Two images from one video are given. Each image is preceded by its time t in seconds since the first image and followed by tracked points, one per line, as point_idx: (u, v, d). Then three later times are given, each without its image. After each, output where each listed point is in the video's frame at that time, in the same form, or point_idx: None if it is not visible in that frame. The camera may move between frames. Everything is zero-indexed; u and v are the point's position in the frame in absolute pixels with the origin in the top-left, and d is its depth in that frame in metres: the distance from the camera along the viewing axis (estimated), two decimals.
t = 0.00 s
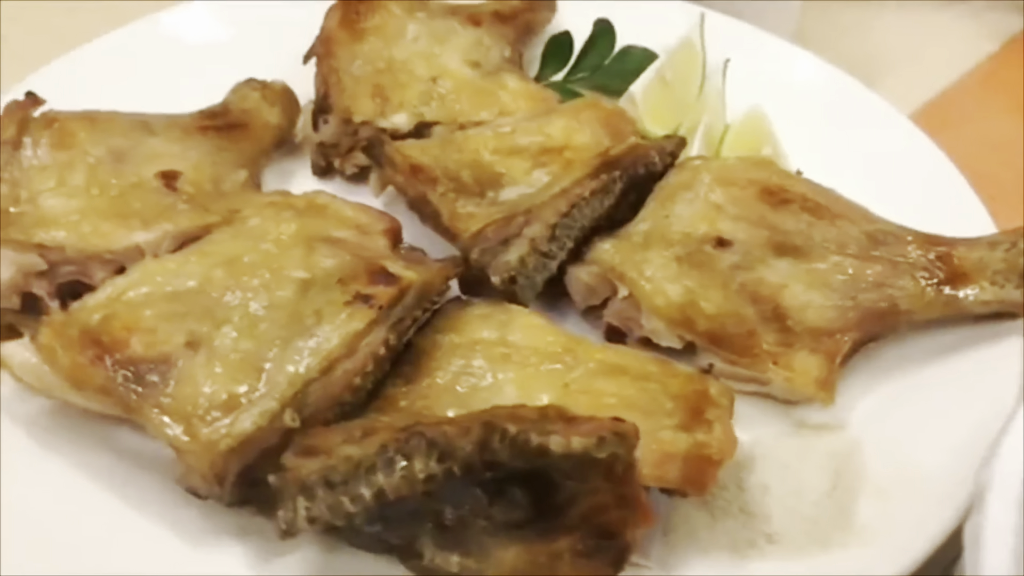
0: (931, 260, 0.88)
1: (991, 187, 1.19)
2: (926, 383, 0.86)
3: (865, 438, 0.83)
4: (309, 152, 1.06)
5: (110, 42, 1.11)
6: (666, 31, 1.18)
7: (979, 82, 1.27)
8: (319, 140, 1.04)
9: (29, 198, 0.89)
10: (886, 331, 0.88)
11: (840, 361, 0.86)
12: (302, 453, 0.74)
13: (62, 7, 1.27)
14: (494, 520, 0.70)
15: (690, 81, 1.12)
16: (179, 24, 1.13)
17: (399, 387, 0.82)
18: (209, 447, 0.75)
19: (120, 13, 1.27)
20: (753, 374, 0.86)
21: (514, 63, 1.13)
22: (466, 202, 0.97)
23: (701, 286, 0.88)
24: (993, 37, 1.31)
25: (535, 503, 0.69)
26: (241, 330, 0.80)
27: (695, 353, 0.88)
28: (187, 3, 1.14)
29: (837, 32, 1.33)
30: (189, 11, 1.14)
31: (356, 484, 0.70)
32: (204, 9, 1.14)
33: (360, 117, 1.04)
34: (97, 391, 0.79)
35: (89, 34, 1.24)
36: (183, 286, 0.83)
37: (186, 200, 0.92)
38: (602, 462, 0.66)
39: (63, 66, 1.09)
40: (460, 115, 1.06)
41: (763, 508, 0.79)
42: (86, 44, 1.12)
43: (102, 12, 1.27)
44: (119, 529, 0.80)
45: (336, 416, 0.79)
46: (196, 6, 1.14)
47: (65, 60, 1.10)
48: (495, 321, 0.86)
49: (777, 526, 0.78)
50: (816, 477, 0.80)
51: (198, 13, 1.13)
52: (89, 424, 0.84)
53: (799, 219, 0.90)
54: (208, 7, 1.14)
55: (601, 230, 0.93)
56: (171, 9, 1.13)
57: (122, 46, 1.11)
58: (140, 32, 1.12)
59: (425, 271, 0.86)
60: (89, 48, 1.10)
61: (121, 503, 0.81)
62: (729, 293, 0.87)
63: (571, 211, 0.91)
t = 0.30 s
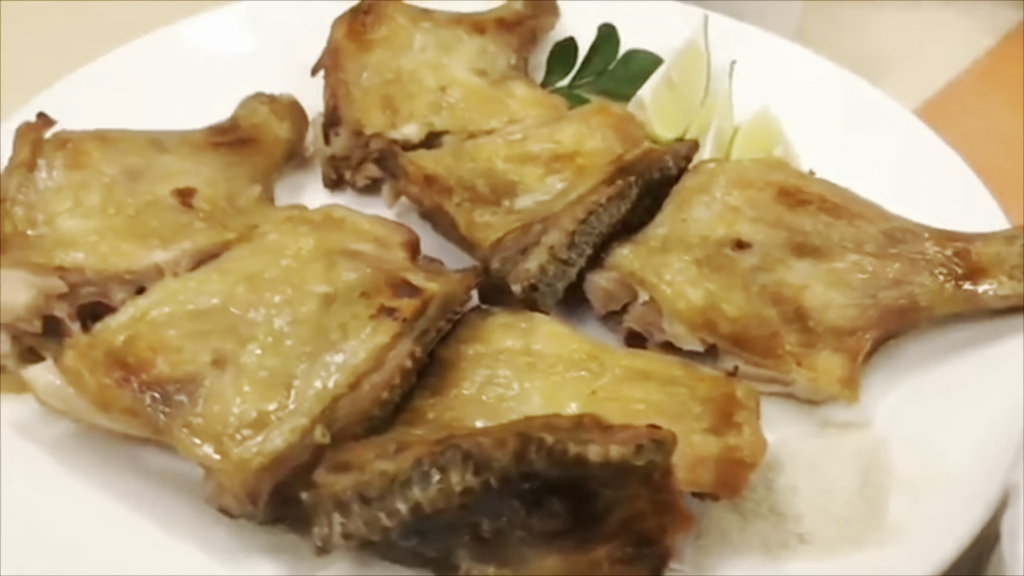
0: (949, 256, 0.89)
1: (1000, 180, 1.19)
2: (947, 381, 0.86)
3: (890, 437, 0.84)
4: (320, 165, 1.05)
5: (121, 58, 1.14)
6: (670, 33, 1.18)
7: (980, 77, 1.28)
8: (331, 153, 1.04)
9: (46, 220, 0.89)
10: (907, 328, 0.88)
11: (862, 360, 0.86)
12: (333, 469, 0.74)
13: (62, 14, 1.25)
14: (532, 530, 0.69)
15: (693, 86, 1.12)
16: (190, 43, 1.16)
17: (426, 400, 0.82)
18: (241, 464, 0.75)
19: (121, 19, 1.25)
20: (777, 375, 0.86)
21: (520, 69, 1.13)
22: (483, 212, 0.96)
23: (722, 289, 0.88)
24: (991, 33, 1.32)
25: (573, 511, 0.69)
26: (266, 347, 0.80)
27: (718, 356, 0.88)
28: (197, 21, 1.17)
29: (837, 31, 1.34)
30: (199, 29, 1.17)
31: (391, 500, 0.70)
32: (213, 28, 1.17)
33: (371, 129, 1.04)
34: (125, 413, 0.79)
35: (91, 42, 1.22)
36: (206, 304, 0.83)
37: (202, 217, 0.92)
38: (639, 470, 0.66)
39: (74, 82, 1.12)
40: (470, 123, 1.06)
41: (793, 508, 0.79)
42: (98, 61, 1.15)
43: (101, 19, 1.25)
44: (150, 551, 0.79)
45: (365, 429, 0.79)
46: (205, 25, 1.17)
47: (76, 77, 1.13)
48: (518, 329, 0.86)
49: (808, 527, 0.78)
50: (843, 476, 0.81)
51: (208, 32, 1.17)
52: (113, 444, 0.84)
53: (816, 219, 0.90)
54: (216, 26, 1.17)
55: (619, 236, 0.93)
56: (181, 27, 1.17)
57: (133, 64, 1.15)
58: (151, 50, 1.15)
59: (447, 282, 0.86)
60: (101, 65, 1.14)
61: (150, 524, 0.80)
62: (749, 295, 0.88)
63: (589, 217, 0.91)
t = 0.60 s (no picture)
0: (966, 247, 0.90)
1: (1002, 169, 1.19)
2: (967, 370, 0.86)
3: (915, 430, 0.84)
4: (330, 179, 1.06)
5: (124, 77, 1.12)
6: (670, 34, 1.19)
7: (978, 66, 1.28)
8: (340, 167, 1.04)
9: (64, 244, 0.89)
10: (926, 320, 0.89)
11: (884, 354, 0.87)
12: (369, 484, 0.74)
13: (64, 42, 1.25)
14: (573, 537, 0.69)
15: (697, 87, 1.13)
16: (192, 58, 1.14)
17: (455, 412, 0.82)
18: (276, 482, 0.75)
19: (123, 44, 1.26)
20: (800, 372, 0.87)
21: (524, 75, 1.13)
22: (499, 220, 0.97)
23: (742, 289, 0.89)
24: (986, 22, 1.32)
25: (616, 517, 0.69)
26: (294, 364, 0.80)
27: (742, 355, 0.88)
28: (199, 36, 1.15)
29: (833, 27, 1.35)
30: (200, 45, 1.15)
31: (432, 513, 0.70)
32: (215, 42, 1.15)
33: (381, 142, 1.04)
34: (156, 437, 0.79)
35: (95, 69, 1.23)
36: (231, 323, 0.83)
37: (220, 236, 0.92)
38: (682, 474, 0.66)
39: (77, 104, 1.10)
40: (478, 131, 1.06)
41: (825, 504, 0.80)
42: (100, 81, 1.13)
43: (104, 45, 1.26)
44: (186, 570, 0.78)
45: (397, 442, 0.79)
46: (207, 39, 1.15)
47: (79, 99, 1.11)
48: (542, 337, 0.86)
49: (841, 520, 0.79)
50: (873, 470, 0.81)
51: (210, 47, 1.15)
52: (144, 466, 0.83)
53: (832, 215, 0.91)
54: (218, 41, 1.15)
55: (638, 240, 0.93)
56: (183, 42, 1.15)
57: (136, 83, 1.12)
58: (153, 67, 1.13)
59: (470, 292, 0.86)
60: (103, 85, 1.12)
61: (184, 544, 0.79)
62: (770, 294, 0.88)
63: (606, 222, 0.92)
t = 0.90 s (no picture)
0: (979, 241, 0.90)
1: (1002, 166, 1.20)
2: (986, 363, 0.87)
3: (939, 425, 0.85)
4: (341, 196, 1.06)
5: (132, 100, 1.15)
6: (669, 38, 1.20)
7: (975, 62, 1.30)
8: (351, 183, 1.05)
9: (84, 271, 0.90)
10: (943, 315, 0.90)
11: (904, 350, 0.88)
12: (408, 501, 0.74)
13: (66, 70, 1.26)
14: (615, 546, 0.71)
15: (699, 91, 1.14)
16: (198, 79, 1.17)
17: (485, 425, 0.82)
18: (314, 504, 0.75)
19: (125, 69, 1.26)
20: (822, 371, 0.88)
21: (527, 86, 1.14)
22: (515, 232, 0.97)
23: (761, 291, 0.90)
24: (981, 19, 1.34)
25: (659, 524, 0.71)
26: (324, 384, 0.81)
27: (763, 356, 0.89)
28: (203, 57, 1.18)
29: (829, 29, 1.37)
30: (205, 66, 1.18)
31: (474, 527, 0.70)
32: (219, 63, 1.18)
33: (391, 157, 1.05)
34: (190, 461, 0.79)
35: (99, 96, 1.24)
36: (259, 345, 0.84)
37: (238, 257, 0.92)
38: (722, 480, 0.67)
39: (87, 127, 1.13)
40: (486, 143, 1.06)
41: (857, 500, 0.80)
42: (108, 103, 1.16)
43: (106, 71, 1.26)
44: None
45: (429, 458, 0.79)
46: (211, 60, 1.18)
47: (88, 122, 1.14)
48: (566, 347, 0.86)
49: (874, 517, 0.79)
50: (901, 466, 0.82)
51: (215, 68, 1.18)
52: (175, 492, 0.84)
53: (846, 214, 0.92)
54: (223, 61, 1.18)
55: (655, 247, 0.94)
56: (188, 63, 1.18)
57: (143, 107, 1.15)
58: (161, 89, 1.16)
59: (493, 305, 0.86)
60: (112, 108, 1.15)
61: (219, 565, 0.79)
62: (790, 295, 0.89)
63: (623, 229, 0.92)
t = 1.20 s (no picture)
0: (987, 237, 0.92)
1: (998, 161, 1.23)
2: (999, 356, 0.89)
3: (957, 418, 0.87)
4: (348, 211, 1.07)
5: (138, 121, 1.14)
6: (665, 42, 1.21)
7: (966, 59, 1.32)
8: (359, 198, 1.06)
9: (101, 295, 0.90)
10: (954, 310, 0.92)
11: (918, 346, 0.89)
12: (441, 514, 0.74)
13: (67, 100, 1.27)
14: (654, 552, 0.71)
15: (699, 96, 1.14)
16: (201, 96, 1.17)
17: (512, 434, 0.83)
18: (349, 518, 0.76)
19: (124, 96, 1.28)
20: (839, 370, 0.89)
21: (528, 95, 1.14)
22: (529, 242, 0.98)
23: (775, 293, 0.91)
24: (969, 17, 1.36)
25: (695, 529, 0.71)
26: (350, 401, 0.81)
27: (780, 356, 0.90)
28: (204, 74, 1.18)
29: (822, 24, 1.38)
30: (207, 83, 1.18)
31: (511, 538, 0.71)
32: (220, 79, 1.18)
33: (398, 171, 1.05)
34: (219, 482, 0.80)
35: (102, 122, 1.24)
36: (282, 363, 0.84)
37: (254, 276, 0.93)
38: (758, 481, 0.68)
39: (93, 147, 1.13)
40: (492, 154, 1.07)
41: (883, 495, 0.82)
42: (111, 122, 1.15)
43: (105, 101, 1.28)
44: None
45: (460, 469, 0.80)
46: (211, 76, 1.18)
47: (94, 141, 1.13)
48: (587, 355, 0.87)
49: (901, 512, 0.81)
50: (923, 461, 0.84)
51: (217, 83, 1.18)
52: (202, 512, 0.84)
53: (857, 214, 0.93)
54: (225, 77, 1.18)
55: (667, 252, 0.95)
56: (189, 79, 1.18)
57: (149, 128, 1.15)
58: (164, 107, 1.16)
59: (512, 315, 0.87)
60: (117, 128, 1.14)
61: None
62: (805, 296, 0.91)
63: (636, 236, 0.93)
